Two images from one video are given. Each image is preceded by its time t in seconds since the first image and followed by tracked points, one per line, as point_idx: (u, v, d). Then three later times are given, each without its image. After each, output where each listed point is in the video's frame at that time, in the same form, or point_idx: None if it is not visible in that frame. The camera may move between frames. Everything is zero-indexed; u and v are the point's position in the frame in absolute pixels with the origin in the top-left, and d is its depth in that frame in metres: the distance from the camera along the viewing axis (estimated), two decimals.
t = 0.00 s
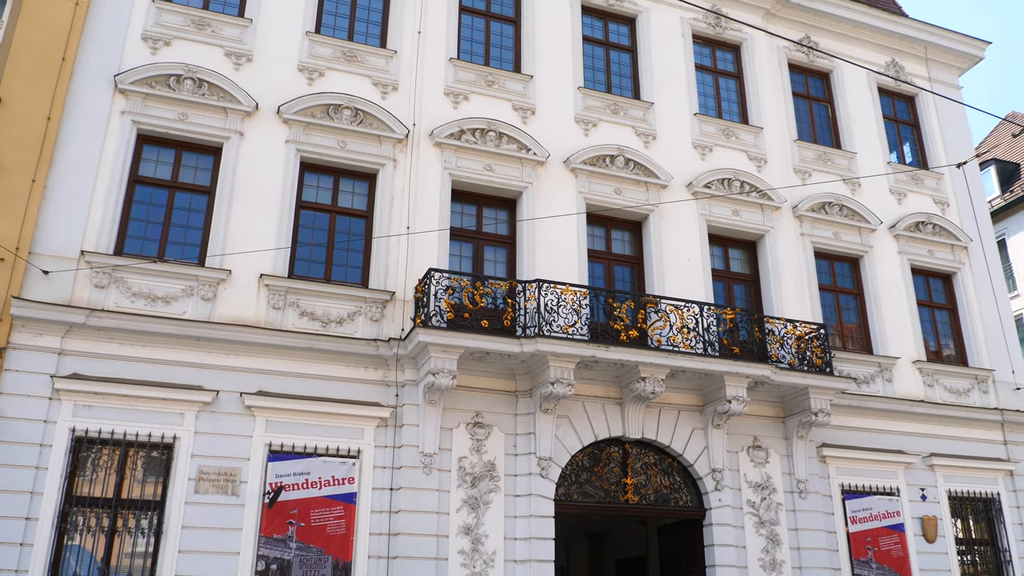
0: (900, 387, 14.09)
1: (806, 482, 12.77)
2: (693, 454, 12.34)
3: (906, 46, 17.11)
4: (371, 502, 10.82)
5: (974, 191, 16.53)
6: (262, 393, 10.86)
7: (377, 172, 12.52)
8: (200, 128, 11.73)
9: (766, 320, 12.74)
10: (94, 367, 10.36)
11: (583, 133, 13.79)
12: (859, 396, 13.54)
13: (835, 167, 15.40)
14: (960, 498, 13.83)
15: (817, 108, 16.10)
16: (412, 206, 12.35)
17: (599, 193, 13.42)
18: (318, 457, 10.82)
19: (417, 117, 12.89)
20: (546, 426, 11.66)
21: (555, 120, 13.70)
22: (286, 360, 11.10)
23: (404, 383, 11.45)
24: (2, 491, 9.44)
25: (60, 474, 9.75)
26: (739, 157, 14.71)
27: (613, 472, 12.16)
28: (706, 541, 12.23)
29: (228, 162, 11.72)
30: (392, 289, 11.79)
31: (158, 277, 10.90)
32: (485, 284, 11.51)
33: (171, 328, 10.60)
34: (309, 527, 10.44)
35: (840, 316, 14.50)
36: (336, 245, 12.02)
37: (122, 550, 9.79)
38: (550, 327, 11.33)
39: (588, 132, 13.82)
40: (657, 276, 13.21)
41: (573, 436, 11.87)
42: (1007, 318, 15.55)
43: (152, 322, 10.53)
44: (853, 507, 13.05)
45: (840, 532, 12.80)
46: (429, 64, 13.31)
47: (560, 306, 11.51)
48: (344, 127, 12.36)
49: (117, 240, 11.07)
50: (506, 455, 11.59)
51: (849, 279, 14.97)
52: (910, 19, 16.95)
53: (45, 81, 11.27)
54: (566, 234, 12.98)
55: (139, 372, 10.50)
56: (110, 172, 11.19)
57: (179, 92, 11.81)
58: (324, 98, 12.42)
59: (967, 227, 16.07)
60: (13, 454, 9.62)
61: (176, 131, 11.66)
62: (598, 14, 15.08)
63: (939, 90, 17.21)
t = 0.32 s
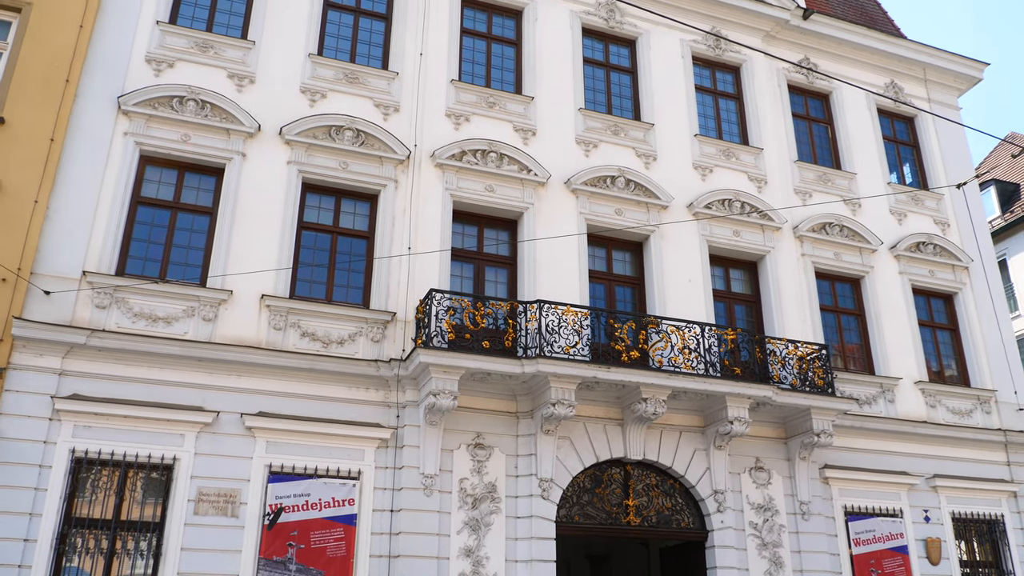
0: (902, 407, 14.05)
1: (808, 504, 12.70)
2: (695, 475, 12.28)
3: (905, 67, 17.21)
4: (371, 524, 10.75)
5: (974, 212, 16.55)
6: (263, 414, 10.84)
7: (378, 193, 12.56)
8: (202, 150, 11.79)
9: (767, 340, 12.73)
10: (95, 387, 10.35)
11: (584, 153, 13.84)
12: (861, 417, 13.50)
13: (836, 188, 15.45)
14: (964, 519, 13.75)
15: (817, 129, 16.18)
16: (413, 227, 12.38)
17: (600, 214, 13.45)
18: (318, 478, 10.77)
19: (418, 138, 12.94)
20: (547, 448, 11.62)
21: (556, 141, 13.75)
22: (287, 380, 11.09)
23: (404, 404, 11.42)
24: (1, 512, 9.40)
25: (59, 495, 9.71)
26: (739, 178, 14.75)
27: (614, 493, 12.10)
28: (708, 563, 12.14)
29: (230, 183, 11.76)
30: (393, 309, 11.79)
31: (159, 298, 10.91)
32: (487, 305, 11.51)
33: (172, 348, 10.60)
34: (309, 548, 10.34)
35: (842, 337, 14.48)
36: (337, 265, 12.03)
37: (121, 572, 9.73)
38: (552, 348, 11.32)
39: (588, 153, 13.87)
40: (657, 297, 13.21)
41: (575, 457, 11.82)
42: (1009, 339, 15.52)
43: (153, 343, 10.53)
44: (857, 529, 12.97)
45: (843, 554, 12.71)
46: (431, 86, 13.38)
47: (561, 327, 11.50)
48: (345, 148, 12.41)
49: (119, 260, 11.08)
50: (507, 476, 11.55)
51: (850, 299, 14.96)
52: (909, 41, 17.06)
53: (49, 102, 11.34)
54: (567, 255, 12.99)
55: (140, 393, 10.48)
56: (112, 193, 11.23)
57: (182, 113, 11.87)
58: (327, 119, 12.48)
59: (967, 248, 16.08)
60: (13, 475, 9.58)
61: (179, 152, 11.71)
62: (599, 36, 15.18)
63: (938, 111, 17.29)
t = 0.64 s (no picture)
0: (904, 421, 14.02)
1: (811, 518, 12.65)
2: (696, 489, 12.25)
3: (905, 81, 17.28)
4: (372, 538, 10.71)
5: (975, 225, 16.57)
6: (263, 427, 10.83)
7: (380, 207, 12.58)
8: (204, 163, 11.82)
9: (769, 353, 12.70)
10: (95, 401, 10.34)
11: (585, 167, 13.87)
12: (863, 430, 13.47)
13: (837, 202, 15.47)
14: (967, 533, 13.68)
15: (817, 142, 16.22)
16: (415, 240, 12.39)
17: (601, 228, 13.47)
18: (319, 492, 10.74)
19: (420, 152, 12.98)
20: (548, 461, 11.59)
21: (557, 155, 13.79)
22: (288, 394, 11.08)
23: (405, 417, 11.40)
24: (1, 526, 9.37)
25: (59, 509, 9.68)
26: (740, 191, 14.78)
27: (616, 507, 12.06)
28: None
29: (232, 197, 11.79)
30: (394, 322, 11.80)
31: (160, 311, 10.91)
32: (488, 318, 11.49)
33: (173, 362, 10.60)
34: (309, 563, 10.28)
35: (843, 350, 14.47)
36: (338, 279, 12.04)
37: None
38: (553, 361, 11.31)
39: (589, 167, 13.90)
40: (658, 310, 13.21)
41: (576, 471, 11.79)
42: (1011, 352, 15.50)
43: (154, 356, 10.53)
44: (859, 543, 12.92)
45: (845, 568, 12.65)
46: (432, 100, 13.43)
47: (562, 340, 11.49)
48: (347, 162, 12.45)
49: (121, 274, 11.10)
50: (508, 490, 11.51)
51: (851, 312, 14.95)
52: (909, 55, 17.13)
53: (52, 117, 11.39)
54: (568, 268, 13.00)
55: (140, 406, 10.47)
56: (115, 206, 11.26)
57: (184, 127, 11.92)
58: (329, 133, 12.52)
59: (968, 261, 16.08)
60: (13, 489, 9.56)
61: (181, 165, 11.75)
62: (600, 51, 15.25)
63: (938, 125, 17.34)
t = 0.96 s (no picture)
0: (907, 442, 13.97)
1: (814, 540, 12.57)
2: (698, 510, 12.18)
3: (904, 102, 17.36)
4: (372, 559, 10.63)
5: (976, 245, 16.58)
6: (264, 448, 10.79)
7: (381, 227, 12.60)
8: (206, 184, 11.86)
9: (771, 374, 12.68)
10: (95, 421, 10.31)
11: (586, 188, 13.91)
12: (866, 451, 13.41)
13: (837, 222, 15.50)
14: (971, 555, 13.59)
15: (817, 162, 16.27)
16: (416, 260, 12.40)
17: (602, 248, 13.49)
18: (319, 513, 10.67)
19: (421, 172, 13.03)
20: (550, 482, 11.53)
21: (557, 175, 13.83)
22: (288, 415, 11.05)
23: (406, 437, 11.36)
24: None
25: (58, 530, 9.62)
26: (741, 211, 14.81)
27: (618, 529, 11.99)
28: None
29: (234, 217, 11.81)
30: (395, 342, 11.79)
31: (161, 331, 10.90)
32: (489, 338, 11.49)
33: (174, 382, 10.58)
34: None
35: (845, 370, 14.44)
36: (339, 299, 12.04)
37: None
38: (554, 382, 11.29)
39: (590, 187, 13.94)
40: (660, 330, 13.20)
41: (578, 492, 11.73)
42: (1013, 372, 15.46)
43: (155, 376, 10.52)
44: (863, 565, 12.84)
45: None
46: (434, 121, 13.50)
47: (563, 360, 11.47)
48: (349, 182, 12.48)
49: (122, 294, 11.10)
50: (510, 511, 11.46)
51: (852, 332, 14.94)
52: (908, 76, 17.23)
53: (56, 137, 11.44)
54: (570, 288, 13.01)
55: (140, 426, 10.45)
56: (116, 226, 11.28)
57: (186, 147, 11.97)
58: (330, 153, 12.57)
59: (969, 280, 16.08)
60: (12, 509, 9.51)
61: (183, 186, 11.79)
62: (600, 72, 15.33)
63: (938, 145, 17.40)
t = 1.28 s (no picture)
0: (910, 467, 13.89)
1: (818, 566, 12.46)
2: (701, 537, 12.09)
3: (903, 127, 17.45)
4: None
5: (977, 269, 16.58)
6: (263, 474, 10.74)
7: (382, 252, 12.62)
8: (208, 209, 11.90)
9: (773, 399, 12.64)
10: (95, 446, 10.28)
11: (587, 213, 13.94)
12: (869, 476, 13.33)
13: (838, 247, 15.52)
14: None
15: (818, 188, 16.33)
16: (417, 285, 12.41)
17: (603, 272, 13.51)
18: (318, 539, 10.59)
19: (422, 197, 13.07)
20: (551, 508, 11.46)
21: (558, 200, 13.88)
22: (289, 440, 11.01)
23: (407, 463, 11.31)
24: None
25: (56, 556, 9.54)
26: (741, 236, 14.84)
27: (620, 555, 11.89)
28: None
29: (236, 242, 11.84)
30: (397, 367, 11.77)
31: (162, 356, 10.89)
32: (490, 363, 11.46)
33: (174, 407, 10.56)
34: None
35: (847, 395, 14.40)
36: (340, 323, 12.03)
37: None
38: (555, 407, 11.26)
39: (592, 212, 13.98)
40: (661, 355, 13.18)
41: (580, 518, 11.65)
42: (1017, 396, 15.40)
43: (155, 401, 10.49)
44: None
45: None
46: (435, 146, 13.56)
47: (564, 386, 11.45)
48: (350, 207, 12.52)
49: (123, 317, 11.09)
50: (511, 537, 11.38)
51: (854, 357, 14.91)
52: (907, 101, 17.33)
53: (59, 162, 11.50)
54: (571, 313, 13.00)
55: (140, 451, 10.41)
56: (119, 250, 11.31)
57: (189, 172, 12.03)
58: (332, 179, 12.62)
59: (971, 305, 16.07)
60: (10, 535, 9.44)
61: (186, 211, 11.83)
62: (601, 98, 15.43)
63: (938, 170, 17.46)
